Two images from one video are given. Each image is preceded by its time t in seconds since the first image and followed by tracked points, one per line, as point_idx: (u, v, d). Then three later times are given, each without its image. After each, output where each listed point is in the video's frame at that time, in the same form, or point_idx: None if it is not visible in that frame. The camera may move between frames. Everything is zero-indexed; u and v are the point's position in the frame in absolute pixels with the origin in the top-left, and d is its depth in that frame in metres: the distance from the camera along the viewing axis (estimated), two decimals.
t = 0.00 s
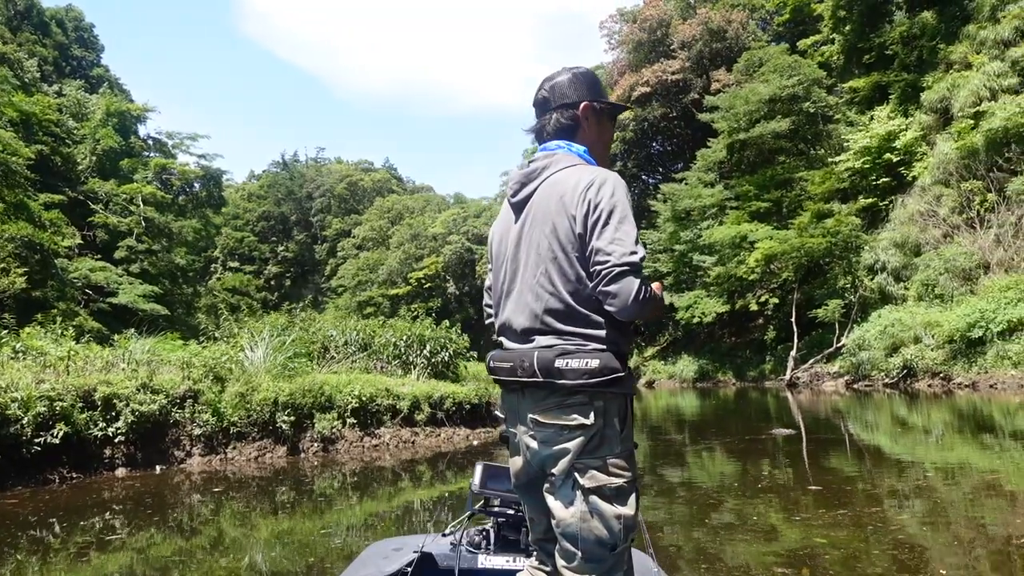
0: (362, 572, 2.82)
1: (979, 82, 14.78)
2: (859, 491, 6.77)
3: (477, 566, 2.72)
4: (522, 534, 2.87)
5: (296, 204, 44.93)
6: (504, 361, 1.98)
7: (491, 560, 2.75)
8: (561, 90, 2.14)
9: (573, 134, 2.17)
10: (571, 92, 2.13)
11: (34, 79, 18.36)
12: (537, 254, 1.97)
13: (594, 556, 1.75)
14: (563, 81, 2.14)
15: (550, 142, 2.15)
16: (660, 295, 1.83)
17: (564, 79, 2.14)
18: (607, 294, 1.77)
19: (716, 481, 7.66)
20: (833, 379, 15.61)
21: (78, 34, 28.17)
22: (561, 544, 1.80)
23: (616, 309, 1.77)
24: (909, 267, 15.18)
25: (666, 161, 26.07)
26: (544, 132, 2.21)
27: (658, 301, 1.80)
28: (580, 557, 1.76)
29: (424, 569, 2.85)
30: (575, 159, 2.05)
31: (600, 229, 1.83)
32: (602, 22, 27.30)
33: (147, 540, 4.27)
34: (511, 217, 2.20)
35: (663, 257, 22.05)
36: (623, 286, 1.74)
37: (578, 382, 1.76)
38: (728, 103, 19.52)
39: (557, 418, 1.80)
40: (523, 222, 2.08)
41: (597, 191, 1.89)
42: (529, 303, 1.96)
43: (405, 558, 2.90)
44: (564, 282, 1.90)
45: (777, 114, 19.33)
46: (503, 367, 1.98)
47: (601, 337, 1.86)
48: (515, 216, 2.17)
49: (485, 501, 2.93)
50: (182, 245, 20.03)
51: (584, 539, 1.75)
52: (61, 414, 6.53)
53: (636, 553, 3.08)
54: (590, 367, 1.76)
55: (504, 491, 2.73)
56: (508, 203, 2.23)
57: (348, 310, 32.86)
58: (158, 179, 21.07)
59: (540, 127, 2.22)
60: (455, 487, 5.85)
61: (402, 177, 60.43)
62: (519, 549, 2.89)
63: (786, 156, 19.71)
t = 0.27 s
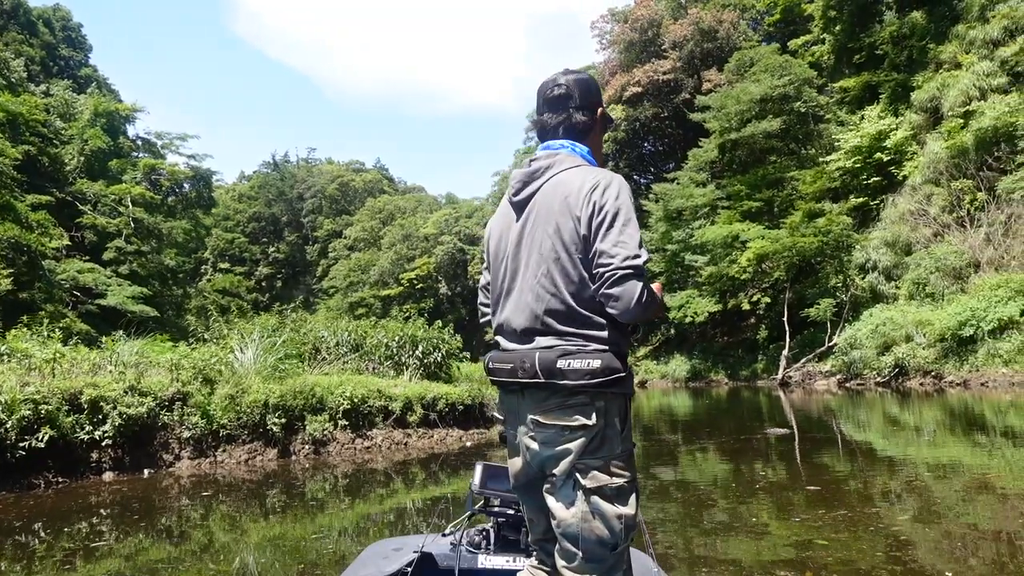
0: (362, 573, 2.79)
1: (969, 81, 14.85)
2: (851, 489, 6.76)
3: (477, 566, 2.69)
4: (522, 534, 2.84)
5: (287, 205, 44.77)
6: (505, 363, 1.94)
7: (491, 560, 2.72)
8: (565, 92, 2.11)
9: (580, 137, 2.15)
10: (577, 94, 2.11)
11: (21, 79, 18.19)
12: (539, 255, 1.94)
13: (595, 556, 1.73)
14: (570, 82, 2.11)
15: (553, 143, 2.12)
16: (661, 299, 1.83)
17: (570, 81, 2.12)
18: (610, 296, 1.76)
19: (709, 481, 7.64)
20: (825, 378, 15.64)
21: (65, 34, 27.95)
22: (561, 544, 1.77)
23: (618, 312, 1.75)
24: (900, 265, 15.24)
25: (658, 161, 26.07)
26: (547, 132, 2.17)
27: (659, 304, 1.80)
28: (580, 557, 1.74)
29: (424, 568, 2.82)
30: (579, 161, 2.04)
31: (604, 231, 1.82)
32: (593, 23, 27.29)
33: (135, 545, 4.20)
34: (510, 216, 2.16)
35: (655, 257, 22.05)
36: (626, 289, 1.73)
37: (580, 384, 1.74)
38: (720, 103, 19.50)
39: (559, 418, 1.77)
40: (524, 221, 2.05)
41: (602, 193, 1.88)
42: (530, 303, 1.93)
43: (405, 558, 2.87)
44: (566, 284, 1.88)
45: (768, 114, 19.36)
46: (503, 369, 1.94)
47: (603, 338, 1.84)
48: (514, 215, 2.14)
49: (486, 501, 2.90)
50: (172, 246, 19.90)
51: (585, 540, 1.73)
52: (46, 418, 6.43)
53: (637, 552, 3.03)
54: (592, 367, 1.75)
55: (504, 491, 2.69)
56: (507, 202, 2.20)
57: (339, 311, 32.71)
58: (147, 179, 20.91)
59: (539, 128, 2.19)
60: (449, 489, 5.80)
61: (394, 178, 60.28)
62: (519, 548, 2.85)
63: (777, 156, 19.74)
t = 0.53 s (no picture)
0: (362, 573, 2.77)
1: (959, 83, 14.93)
2: (842, 489, 6.77)
3: (477, 566, 2.67)
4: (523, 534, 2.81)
5: (278, 205, 44.58)
6: (507, 363, 1.90)
7: (491, 560, 2.70)
8: (565, 90, 2.09)
9: (580, 137, 2.14)
10: (577, 94, 2.09)
11: (9, 76, 18.00)
12: (546, 253, 1.92)
13: (598, 556, 1.73)
14: (569, 82, 2.10)
15: (553, 142, 2.09)
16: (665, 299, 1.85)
17: (570, 80, 2.10)
18: (621, 296, 1.76)
19: (701, 481, 7.62)
20: (817, 379, 15.67)
21: (54, 31, 27.70)
22: (563, 544, 1.76)
23: (628, 311, 1.76)
24: (892, 267, 15.31)
25: (650, 161, 26.07)
26: (544, 129, 2.14)
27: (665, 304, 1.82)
28: (583, 557, 1.73)
29: (425, 568, 2.81)
30: (583, 161, 2.03)
31: (615, 231, 1.82)
32: (586, 23, 27.28)
33: (122, 549, 4.13)
34: (509, 214, 2.12)
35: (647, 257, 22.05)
36: (638, 289, 1.74)
37: (587, 384, 1.73)
38: (712, 104, 19.51)
39: (564, 419, 1.76)
40: (527, 219, 2.02)
41: (612, 194, 1.89)
42: (535, 302, 1.91)
43: (405, 558, 2.85)
44: (574, 283, 1.86)
45: (760, 115, 19.39)
46: (506, 368, 1.90)
47: (610, 337, 1.85)
48: (514, 213, 2.10)
49: (486, 501, 2.88)
50: (161, 246, 19.76)
51: (589, 539, 1.73)
52: (31, 419, 6.34)
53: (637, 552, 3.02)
54: (600, 368, 1.74)
55: (503, 491, 2.67)
56: (506, 201, 2.17)
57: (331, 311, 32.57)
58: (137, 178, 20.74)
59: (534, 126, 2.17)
60: (440, 490, 5.76)
61: (386, 179, 60.13)
62: (519, 549, 2.83)
63: (769, 157, 19.78)
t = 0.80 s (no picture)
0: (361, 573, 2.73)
1: (951, 87, 15.00)
2: (832, 491, 6.76)
3: (477, 566, 2.63)
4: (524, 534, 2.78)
5: (269, 203, 44.42)
6: (508, 363, 1.87)
7: (491, 560, 2.65)
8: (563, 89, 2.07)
9: (579, 137, 2.12)
10: (576, 93, 2.08)
11: None
12: (550, 252, 1.88)
13: (598, 556, 1.72)
14: (567, 82, 2.08)
15: (552, 141, 2.06)
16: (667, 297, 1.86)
17: (568, 79, 2.08)
18: (629, 297, 1.75)
19: (692, 482, 7.60)
20: (808, 381, 15.69)
21: (44, 27, 27.50)
22: (563, 545, 1.74)
23: (635, 312, 1.76)
24: (883, 269, 15.37)
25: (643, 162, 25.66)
26: (542, 129, 2.10)
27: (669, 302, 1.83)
28: (583, 557, 1.72)
29: (425, 569, 2.76)
30: (583, 159, 2.01)
31: (622, 231, 1.81)
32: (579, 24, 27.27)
33: (107, 550, 4.07)
34: (508, 212, 2.08)
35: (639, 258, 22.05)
36: (646, 290, 1.74)
37: (591, 385, 1.73)
38: (705, 106, 19.53)
39: (566, 419, 1.75)
40: (529, 217, 1.98)
41: (617, 193, 1.87)
42: (539, 301, 1.88)
43: (405, 558, 2.81)
44: (579, 282, 1.84)
45: (753, 117, 19.42)
46: (507, 368, 1.87)
47: (613, 337, 1.85)
48: (514, 210, 2.06)
49: (486, 501, 2.85)
50: (151, 244, 19.62)
51: (590, 540, 1.71)
52: (14, 418, 6.25)
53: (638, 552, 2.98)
54: (604, 369, 1.74)
55: (504, 491, 2.62)
56: (503, 198, 2.12)
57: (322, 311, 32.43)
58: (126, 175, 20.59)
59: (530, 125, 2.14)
60: (431, 492, 5.71)
61: (378, 178, 60.01)
62: (520, 549, 2.79)
63: (762, 159, 19.82)
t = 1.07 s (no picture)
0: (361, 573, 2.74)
1: (941, 91, 15.09)
2: (821, 493, 6.75)
3: (477, 566, 2.66)
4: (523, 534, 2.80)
5: (260, 202, 44.18)
6: (509, 361, 1.83)
7: (490, 560, 2.69)
8: (561, 88, 2.09)
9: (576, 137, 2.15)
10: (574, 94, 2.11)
11: None
12: (553, 250, 1.87)
13: (598, 556, 1.72)
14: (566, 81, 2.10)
15: (552, 139, 2.06)
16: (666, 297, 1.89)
17: (565, 82, 2.10)
18: (634, 296, 1.77)
19: (683, 484, 7.58)
20: (799, 383, 15.71)
21: (32, 21, 27.21)
22: (562, 545, 1.74)
23: (640, 311, 1.77)
24: (873, 272, 15.43)
25: (634, 164, 25.86)
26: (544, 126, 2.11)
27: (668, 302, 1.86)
28: (583, 558, 1.72)
29: (425, 568, 2.78)
30: (583, 159, 2.00)
31: (627, 230, 1.81)
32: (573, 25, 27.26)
33: (90, 551, 4.00)
34: (506, 210, 2.04)
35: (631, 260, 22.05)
36: (652, 289, 1.76)
37: (594, 385, 1.71)
38: (698, 108, 19.55)
39: (567, 419, 1.73)
40: (530, 216, 1.95)
41: (620, 193, 1.87)
42: (541, 299, 1.85)
43: (405, 558, 2.83)
44: (583, 280, 1.83)
45: (745, 120, 19.45)
46: (507, 367, 1.83)
47: (613, 335, 1.85)
48: (513, 207, 2.02)
49: (486, 501, 2.86)
50: (139, 241, 19.46)
51: (591, 540, 1.72)
52: None
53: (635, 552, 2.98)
54: (606, 368, 1.73)
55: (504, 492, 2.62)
56: (500, 196, 2.08)
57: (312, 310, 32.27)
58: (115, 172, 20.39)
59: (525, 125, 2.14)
60: (422, 493, 5.66)
61: (369, 178, 59.83)
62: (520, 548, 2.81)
63: (753, 161, 19.85)
